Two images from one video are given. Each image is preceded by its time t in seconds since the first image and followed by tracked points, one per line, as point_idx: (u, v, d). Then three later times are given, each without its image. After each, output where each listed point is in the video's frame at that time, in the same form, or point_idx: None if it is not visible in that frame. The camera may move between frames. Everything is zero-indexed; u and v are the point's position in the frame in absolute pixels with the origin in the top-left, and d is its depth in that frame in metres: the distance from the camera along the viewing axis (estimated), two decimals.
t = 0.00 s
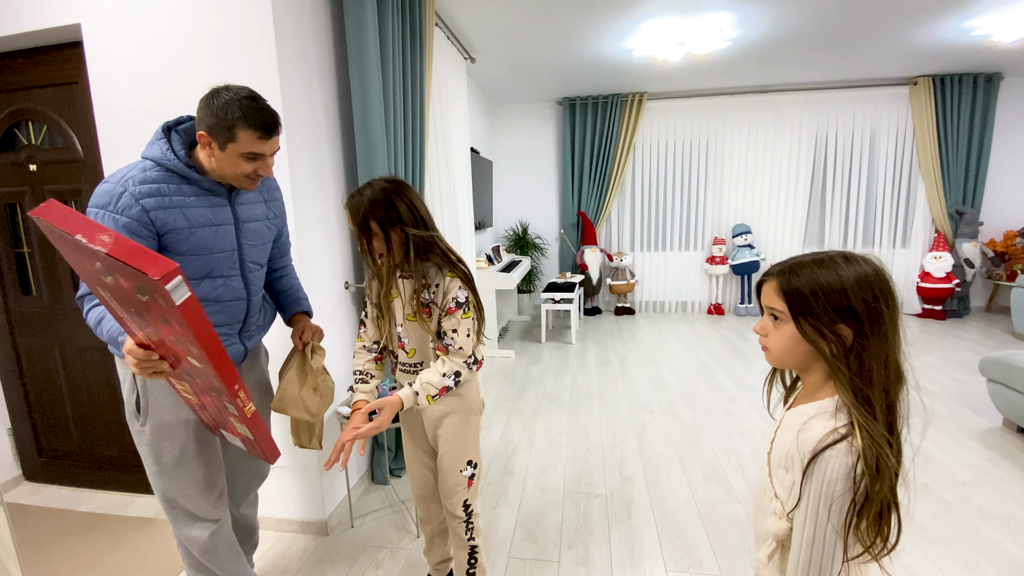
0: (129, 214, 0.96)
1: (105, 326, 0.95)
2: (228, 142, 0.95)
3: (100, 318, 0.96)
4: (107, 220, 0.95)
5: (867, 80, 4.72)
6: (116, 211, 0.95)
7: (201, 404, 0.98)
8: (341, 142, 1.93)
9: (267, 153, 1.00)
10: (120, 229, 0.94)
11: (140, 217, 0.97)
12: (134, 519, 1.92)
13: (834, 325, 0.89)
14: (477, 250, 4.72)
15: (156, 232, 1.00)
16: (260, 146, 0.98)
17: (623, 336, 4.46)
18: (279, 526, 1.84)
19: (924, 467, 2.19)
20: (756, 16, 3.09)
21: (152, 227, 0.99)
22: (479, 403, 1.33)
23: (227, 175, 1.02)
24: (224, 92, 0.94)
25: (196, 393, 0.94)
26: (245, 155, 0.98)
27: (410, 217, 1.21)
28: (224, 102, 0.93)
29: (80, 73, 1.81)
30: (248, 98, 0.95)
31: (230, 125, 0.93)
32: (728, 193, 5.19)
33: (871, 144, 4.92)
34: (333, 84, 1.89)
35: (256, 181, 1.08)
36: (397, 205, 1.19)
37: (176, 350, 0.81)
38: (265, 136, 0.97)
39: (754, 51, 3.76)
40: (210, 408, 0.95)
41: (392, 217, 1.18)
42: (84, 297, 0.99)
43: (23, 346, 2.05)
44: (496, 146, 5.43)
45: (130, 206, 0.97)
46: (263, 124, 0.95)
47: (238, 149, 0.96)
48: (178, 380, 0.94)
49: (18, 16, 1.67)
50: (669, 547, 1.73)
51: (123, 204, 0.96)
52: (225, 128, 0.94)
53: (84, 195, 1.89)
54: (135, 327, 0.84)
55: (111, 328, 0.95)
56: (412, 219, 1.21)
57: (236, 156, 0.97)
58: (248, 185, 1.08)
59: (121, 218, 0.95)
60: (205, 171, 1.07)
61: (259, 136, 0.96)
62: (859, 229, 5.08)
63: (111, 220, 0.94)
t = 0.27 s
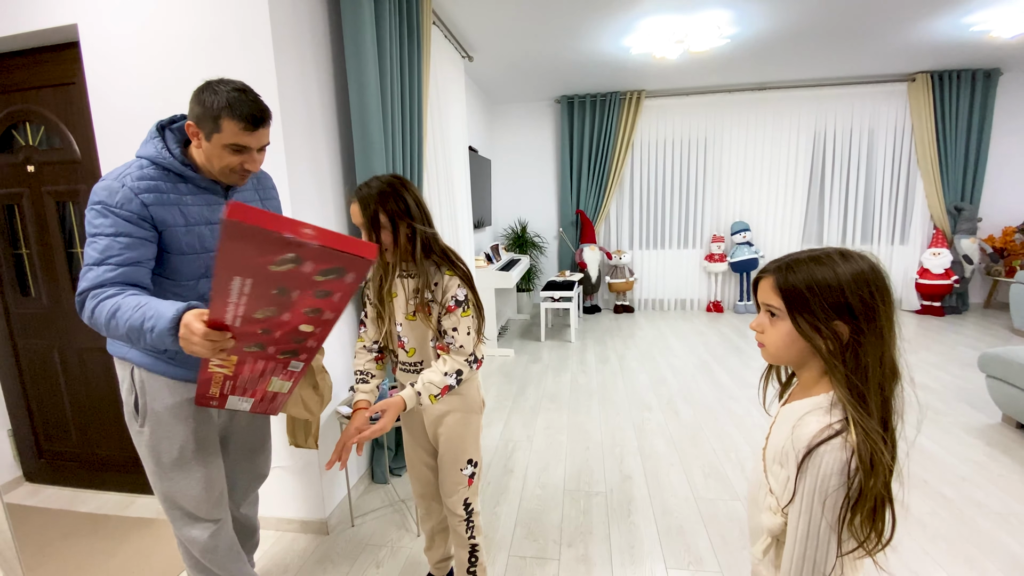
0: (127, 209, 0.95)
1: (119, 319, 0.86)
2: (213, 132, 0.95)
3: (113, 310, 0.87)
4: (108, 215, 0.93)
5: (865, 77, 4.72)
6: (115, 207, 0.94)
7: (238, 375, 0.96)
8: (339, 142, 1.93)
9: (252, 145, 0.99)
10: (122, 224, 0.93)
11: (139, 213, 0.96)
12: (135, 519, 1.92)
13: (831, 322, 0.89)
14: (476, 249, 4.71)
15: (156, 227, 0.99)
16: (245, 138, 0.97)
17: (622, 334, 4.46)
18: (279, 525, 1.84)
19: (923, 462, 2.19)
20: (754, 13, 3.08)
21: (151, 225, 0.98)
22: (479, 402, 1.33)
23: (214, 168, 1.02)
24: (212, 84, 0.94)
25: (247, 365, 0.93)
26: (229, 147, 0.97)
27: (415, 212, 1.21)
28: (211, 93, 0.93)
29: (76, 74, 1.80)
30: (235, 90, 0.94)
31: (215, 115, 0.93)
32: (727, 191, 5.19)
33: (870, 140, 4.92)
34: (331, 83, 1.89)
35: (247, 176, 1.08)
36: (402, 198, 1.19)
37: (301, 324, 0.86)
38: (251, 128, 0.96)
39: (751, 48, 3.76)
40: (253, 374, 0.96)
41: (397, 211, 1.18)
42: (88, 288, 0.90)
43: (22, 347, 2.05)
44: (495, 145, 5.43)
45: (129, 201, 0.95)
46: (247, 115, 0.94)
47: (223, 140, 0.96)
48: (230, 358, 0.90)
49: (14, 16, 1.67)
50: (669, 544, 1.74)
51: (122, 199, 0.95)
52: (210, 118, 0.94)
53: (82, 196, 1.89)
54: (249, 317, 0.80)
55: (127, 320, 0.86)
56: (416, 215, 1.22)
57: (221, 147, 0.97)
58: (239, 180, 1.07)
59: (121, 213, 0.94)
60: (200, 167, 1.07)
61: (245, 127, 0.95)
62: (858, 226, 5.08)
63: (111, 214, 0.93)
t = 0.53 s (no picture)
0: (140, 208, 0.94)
1: (165, 314, 0.85)
2: (201, 121, 0.95)
3: (156, 305, 0.85)
4: (129, 211, 0.93)
5: (862, 73, 4.72)
6: (127, 206, 0.93)
7: (270, 376, 0.91)
8: (335, 141, 1.93)
9: (240, 133, 0.98)
10: (140, 221, 0.93)
11: (156, 209, 0.97)
12: (133, 520, 1.92)
13: (823, 319, 0.89)
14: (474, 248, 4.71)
15: (169, 224, 0.99)
16: (233, 125, 0.96)
17: (620, 332, 4.47)
18: (278, 525, 1.84)
19: (921, 458, 2.20)
20: (751, 10, 3.08)
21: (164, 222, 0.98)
22: (479, 401, 1.33)
23: (206, 161, 1.02)
24: (200, 77, 0.95)
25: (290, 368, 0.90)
26: (218, 135, 0.97)
27: (416, 208, 1.23)
28: (199, 83, 0.94)
29: (72, 74, 1.80)
30: (221, 79, 0.95)
31: (202, 103, 0.94)
32: (724, 188, 5.20)
33: (867, 137, 4.92)
34: (327, 83, 1.88)
35: (240, 169, 1.07)
36: (403, 194, 1.21)
37: (385, 340, 0.91)
38: (237, 115, 0.96)
39: (748, 45, 3.76)
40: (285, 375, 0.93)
41: (398, 205, 1.19)
42: (123, 281, 0.88)
43: (20, 349, 2.05)
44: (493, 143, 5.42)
45: (141, 200, 0.95)
46: (231, 101, 0.94)
47: (210, 129, 0.96)
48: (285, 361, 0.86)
49: (9, 17, 1.66)
50: (667, 541, 1.74)
51: (135, 198, 0.94)
52: (198, 107, 0.94)
53: (78, 197, 1.88)
54: (353, 331, 0.82)
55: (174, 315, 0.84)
56: (417, 211, 1.23)
57: (209, 136, 0.96)
58: (233, 174, 1.07)
59: (133, 212, 0.93)
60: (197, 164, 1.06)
61: (231, 114, 0.95)
62: (855, 222, 5.08)
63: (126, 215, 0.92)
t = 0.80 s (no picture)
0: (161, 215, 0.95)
1: (205, 317, 0.83)
2: (213, 125, 0.95)
3: (195, 307, 0.84)
4: (154, 217, 0.94)
5: (858, 70, 4.72)
6: (148, 213, 0.93)
7: (293, 383, 0.91)
8: (332, 142, 1.93)
9: (252, 136, 0.99)
10: (165, 225, 0.94)
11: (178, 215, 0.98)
12: (132, 522, 1.92)
13: (812, 316, 0.89)
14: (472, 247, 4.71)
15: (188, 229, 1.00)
16: (246, 128, 0.97)
17: (619, 330, 4.47)
18: (277, 526, 1.84)
19: (918, 454, 2.21)
20: (747, 8, 3.08)
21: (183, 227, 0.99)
22: (477, 400, 1.33)
23: (217, 164, 1.02)
24: (208, 80, 0.95)
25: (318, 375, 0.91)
26: (230, 138, 0.97)
27: (416, 207, 1.24)
28: (208, 87, 0.94)
29: (66, 76, 1.79)
30: (230, 83, 0.96)
31: (214, 106, 0.93)
32: (722, 186, 5.20)
33: (865, 134, 4.93)
34: (323, 83, 1.88)
35: (249, 171, 1.07)
36: (404, 192, 1.22)
37: (423, 350, 0.97)
38: (250, 117, 0.96)
39: (745, 43, 3.76)
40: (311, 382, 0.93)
41: (399, 203, 1.21)
42: (156, 285, 0.87)
43: (17, 351, 2.04)
44: (490, 142, 5.42)
45: (161, 206, 0.95)
46: (244, 103, 0.94)
47: (223, 132, 0.96)
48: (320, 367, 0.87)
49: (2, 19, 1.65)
50: (666, 539, 1.74)
51: (155, 205, 0.95)
52: (209, 110, 0.94)
53: (74, 198, 1.88)
54: (406, 340, 0.88)
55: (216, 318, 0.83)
56: (417, 209, 1.24)
57: (221, 139, 0.96)
58: (242, 176, 1.06)
59: (155, 218, 0.93)
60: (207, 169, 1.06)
61: (244, 116, 0.95)
62: (853, 219, 5.08)
63: (150, 221, 0.93)
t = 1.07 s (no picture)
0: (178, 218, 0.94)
1: (231, 316, 0.83)
2: (221, 126, 0.95)
3: (220, 306, 0.84)
4: (172, 217, 0.94)
5: (854, 67, 4.73)
6: (165, 215, 0.93)
7: (309, 388, 0.95)
8: (328, 142, 1.92)
9: (260, 136, 0.99)
10: (182, 225, 0.94)
11: (193, 215, 0.98)
12: (131, 524, 1.91)
13: (806, 313, 0.89)
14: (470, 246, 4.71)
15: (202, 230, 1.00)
16: (253, 128, 0.97)
17: (617, 328, 4.48)
18: (276, 527, 1.84)
19: (916, 449, 2.22)
20: (743, 5, 3.09)
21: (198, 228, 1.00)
22: (475, 399, 1.33)
23: (224, 166, 1.01)
24: (215, 81, 0.94)
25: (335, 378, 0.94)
26: (237, 139, 0.97)
27: (413, 205, 1.24)
28: (215, 88, 0.94)
29: (61, 76, 1.78)
30: (237, 84, 0.96)
31: (221, 108, 0.93)
32: (720, 183, 5.20)
33: (861, 131, 4.94)
34: (319, 83, 1.87)
35: (255, 172, 1.06)
36: (401, 190, 1.22)
37: (444, 352, 1.01)
38: (257, 118, 0.97)
39: (742, 40, 3.76)
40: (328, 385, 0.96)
41: (396, 201, 1.20)
42: (180, 284, 0.86)
43: (13, 354, 2.03)
44: (487, 141, 5.41)
45: (178, 208, 0.95)
46: (251, 104, 0.95)
47: (230, 133, 0.96)
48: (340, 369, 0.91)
49: None
50: (665, 536, 1.75)
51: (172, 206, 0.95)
52: (217, 112, 0.94)
53: (69, 200, 1.87)
54: (430, 341, 0.92)
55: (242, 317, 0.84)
56: (413, 208, 1.24)
57: (229, 140, 0.96)
58: (247, 178, 1.06)
59: (173, 220, 0.93)
60: (213, 169, 1.05)
61: (252, 117, 0.96)
62: (850, 216, 5.09)
63: (168, 223, 0.93)
